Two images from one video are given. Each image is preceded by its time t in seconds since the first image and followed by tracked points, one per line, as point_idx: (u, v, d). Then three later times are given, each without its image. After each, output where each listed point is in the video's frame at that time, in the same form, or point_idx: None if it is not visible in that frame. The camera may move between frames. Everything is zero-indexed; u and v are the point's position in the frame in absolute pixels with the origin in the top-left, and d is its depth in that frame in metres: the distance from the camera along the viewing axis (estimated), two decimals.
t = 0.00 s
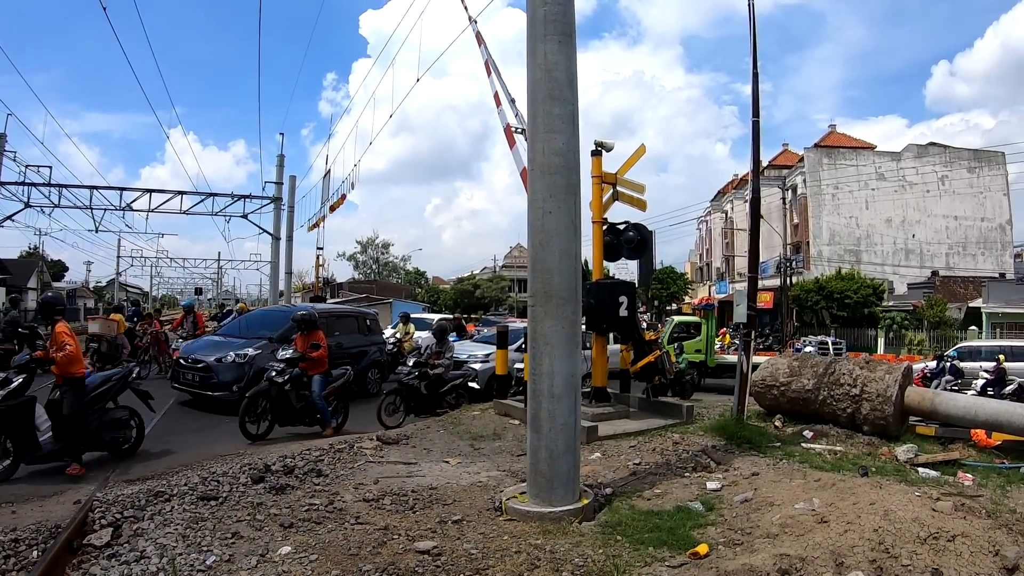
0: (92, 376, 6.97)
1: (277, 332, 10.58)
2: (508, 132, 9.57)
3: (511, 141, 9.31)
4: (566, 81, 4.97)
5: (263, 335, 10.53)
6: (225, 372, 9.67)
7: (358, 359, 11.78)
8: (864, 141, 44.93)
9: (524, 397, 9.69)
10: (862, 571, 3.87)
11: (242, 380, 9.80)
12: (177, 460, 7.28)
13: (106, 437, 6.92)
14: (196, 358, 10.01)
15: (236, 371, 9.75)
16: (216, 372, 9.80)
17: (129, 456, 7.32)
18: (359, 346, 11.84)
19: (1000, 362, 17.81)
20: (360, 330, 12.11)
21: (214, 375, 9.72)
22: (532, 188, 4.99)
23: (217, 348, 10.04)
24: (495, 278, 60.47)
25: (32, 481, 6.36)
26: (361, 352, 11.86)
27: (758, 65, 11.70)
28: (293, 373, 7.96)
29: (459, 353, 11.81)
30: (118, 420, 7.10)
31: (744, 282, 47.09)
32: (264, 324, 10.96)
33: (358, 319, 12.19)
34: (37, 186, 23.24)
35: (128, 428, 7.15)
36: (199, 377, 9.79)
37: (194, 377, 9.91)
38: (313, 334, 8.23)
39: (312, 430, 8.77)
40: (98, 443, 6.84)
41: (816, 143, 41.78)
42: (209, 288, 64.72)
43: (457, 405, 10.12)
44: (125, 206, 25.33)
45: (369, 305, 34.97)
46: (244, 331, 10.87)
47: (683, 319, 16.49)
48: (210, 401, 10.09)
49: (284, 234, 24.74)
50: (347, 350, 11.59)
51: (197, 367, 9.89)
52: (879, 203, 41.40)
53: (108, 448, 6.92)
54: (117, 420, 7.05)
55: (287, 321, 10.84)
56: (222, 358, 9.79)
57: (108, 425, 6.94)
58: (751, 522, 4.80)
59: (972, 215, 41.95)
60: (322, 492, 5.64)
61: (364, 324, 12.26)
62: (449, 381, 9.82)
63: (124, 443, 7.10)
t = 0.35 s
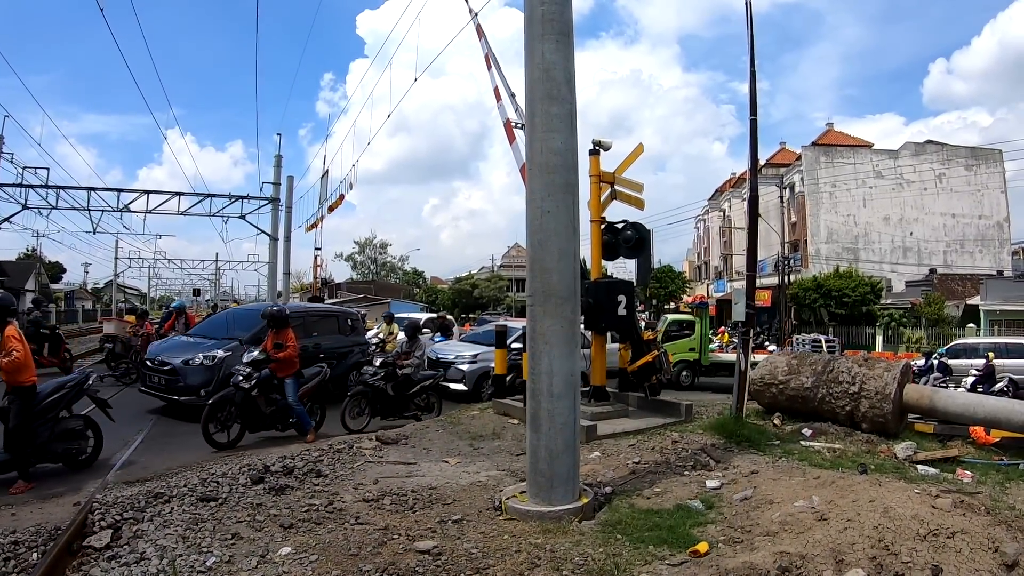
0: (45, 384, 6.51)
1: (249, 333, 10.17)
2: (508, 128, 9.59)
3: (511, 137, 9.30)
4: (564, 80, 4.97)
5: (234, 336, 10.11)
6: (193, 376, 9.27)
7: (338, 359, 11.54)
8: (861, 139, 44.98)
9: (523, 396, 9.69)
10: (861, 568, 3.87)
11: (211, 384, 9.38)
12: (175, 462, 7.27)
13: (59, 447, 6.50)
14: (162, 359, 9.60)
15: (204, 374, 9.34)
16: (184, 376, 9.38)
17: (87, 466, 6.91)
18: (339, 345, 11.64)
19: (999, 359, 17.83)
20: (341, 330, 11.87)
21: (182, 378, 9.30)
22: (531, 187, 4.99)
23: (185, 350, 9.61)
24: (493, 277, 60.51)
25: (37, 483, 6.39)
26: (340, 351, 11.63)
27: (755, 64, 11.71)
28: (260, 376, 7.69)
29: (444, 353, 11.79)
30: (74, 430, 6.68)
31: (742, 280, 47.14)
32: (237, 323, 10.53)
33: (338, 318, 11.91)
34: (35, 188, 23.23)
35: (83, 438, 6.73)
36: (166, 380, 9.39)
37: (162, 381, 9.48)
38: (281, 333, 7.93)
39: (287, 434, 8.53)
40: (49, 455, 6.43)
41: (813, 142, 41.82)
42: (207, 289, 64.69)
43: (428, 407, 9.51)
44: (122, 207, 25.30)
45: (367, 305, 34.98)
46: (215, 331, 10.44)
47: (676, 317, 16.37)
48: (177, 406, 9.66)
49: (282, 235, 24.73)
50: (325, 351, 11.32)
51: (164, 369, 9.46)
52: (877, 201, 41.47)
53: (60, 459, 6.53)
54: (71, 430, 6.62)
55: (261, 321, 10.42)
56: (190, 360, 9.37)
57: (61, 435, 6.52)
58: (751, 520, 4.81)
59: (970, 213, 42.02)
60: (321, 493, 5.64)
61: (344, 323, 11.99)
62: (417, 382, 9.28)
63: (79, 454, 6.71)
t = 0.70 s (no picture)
0: None
1: (214, 330, 9.54)
2: (504, 121, 9.57)
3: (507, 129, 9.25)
4: (559, 75, 4.96)
5: (198, 334, 9.50)
6: (154, 378, 8.68)
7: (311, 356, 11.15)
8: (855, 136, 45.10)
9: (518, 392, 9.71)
10: (856, 563, 3.89)
11: (173, 386, 8.79)
12: (170, 460, 7.24)
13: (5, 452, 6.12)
14: (122, 362, 8.98)
15: (166, 376, 8.73)
16: (145, 378, 8.78)
17: (33, 474, 6.52)
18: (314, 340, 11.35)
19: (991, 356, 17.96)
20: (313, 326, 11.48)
21: (142, 381, 8.70)
22: (525, 183, 4.98)
23: (145, 350, 8.99)
24: (487, 274, 60.52)
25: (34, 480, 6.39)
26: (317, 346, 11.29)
27: (749, 61, 11.72)
28: (241, 374, 7.62)
29: (427, 349, 11.76)
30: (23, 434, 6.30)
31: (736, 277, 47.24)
32: (201, 322, 9.88)
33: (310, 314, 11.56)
34: (27, 184, 23.15)
35: (32, 443, 6.33)
36: (126, 384, 8.79)
37: (121, 385, 8.88)
38: (262, 330, 7.83)
39: (271, 431, 8.54)
40: None
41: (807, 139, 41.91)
42: (201, 286, 64.52)
43: (400, 405, 9.46)
44: (116, 203, 25.20)
45: (361, 302, 34.97)
46: (179, 331, 9.80)
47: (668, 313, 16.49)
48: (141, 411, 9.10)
49: (276, 231, 24.71)
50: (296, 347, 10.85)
51: (123, 372, 8.86)
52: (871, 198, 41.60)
53: (6, 466, 6.10)
54: (19, 434, 6.24)
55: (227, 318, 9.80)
56: (150, 361, 8.76)
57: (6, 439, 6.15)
58: (746, 515, 4.83)
59: (963, 210, 42.20)
60: (317, 489, 5.65)
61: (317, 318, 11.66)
62: (389, 378, 9.24)
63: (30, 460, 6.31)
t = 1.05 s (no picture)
0: None
1: (177, 329, 9.02)
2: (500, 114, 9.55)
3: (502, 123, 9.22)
4: (551, 72, 4.96)
5: (161, 334, 8.98)
6: (111, 381, 8.17)
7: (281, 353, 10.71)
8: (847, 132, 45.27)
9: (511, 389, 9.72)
10: (849, 557, 3.91)
11: (132, 390, 8.28)
12: (164, 459, 7.21)
13: None
14: (80, 364, 8.51)
15: (124, 378, 8.22)
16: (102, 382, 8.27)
17: None
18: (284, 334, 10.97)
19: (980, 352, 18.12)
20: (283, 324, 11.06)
21: (99, 385, 8.20)
22: (518, 179, 4.99)
23: (103, 352, 8.49)
24: (480, 271, 60.49)
25: (27, 479, 6.43)
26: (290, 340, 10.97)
27: (741, 57, 11.75)
28: (237, 371, 7.61)
29: (410, 346, 11.74)
30: None
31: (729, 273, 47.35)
32: (164, 321, 9.35)
33: (282, 310, 11.22)
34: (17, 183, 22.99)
35: None
36: (83, 387, 8.32)
37: (80, 389, 8.41)
38: (257, 328, 7.85)
39: (264, 430, 8.53)
40: None
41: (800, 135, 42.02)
42: (194, 285, 64.30)
43: (391, 403, 9.45)
44: (107, 203, 25.14)
45: (354, 300, 34.97)
46: (142, 331, 9.28)
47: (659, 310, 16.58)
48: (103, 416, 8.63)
49: (268, 229, 24.64)
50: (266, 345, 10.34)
51: (81, 375, 8.40)
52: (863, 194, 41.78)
53: None
54: None
55: (192, 316, 9.26)
56: (107, 364, 8.26)
57: None
58: (739, 510, 4.85)
59: (955, 206, 42.41)
60: (311, 487, 5.64)
61: (289, 315, 11.32)
62: (382, 376, 9.29)
63: None
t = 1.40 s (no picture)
0: None
1: (137, 330, 8.63)
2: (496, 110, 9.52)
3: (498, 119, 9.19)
4: (545, 71, 4.97)
5: (120, 335, 8.57)
6: (66, 386, 7.74)
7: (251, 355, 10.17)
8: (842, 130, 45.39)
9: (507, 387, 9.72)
10: (844, 553, 3.93)
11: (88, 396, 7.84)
12: (160, 459, 7.20)
13: None
14: (35, 368, 8.08)
15: (81, 383, 7.79)
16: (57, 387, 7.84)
17: None
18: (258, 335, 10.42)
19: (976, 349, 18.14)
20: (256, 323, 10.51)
21: (54, 391, 7.74)
22: (512, 177, 4.99)
23: (58, 355, 8.06)
24: (475, 270, 60.50)
25: (16, 481, 6.37)
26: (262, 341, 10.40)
27: (736, 55, 11.77)
28: (234, 370, 7.59)
29: (393, 346, 11.46)
30: None
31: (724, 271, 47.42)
32: (123, 321, 8.93)
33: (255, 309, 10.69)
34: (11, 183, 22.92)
35: None
36: (38, 393, 7.89)
37: (34, 395, 7.94)
38: (255, 327, 7.84)
39: (261, 429, 8.52)
40: None
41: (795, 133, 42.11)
42: (189, 284, 64.20)
43: (388, 403, 9.48)
44: (102, 202, 25.08)
45: (349, 298, 34.96)
46: (100, 332, 8.84)
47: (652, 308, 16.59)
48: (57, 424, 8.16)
49: (263, 228, 24.61)
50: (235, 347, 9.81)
51: (36, 381, 7.96)
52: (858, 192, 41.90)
53: None
54: None
55: (152, 317, 8.88)
56: (62, 368, 7.80)
57: None
58: (735, 508, 4.86)
59: (949, 204, 42.55)
60: (307, 486, 5.64)
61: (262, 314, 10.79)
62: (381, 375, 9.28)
63: None
